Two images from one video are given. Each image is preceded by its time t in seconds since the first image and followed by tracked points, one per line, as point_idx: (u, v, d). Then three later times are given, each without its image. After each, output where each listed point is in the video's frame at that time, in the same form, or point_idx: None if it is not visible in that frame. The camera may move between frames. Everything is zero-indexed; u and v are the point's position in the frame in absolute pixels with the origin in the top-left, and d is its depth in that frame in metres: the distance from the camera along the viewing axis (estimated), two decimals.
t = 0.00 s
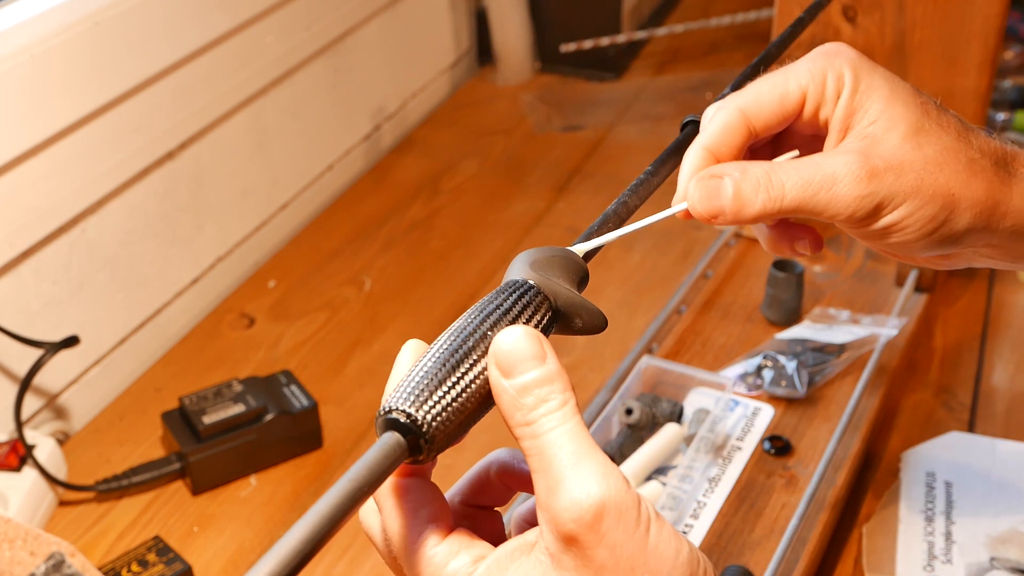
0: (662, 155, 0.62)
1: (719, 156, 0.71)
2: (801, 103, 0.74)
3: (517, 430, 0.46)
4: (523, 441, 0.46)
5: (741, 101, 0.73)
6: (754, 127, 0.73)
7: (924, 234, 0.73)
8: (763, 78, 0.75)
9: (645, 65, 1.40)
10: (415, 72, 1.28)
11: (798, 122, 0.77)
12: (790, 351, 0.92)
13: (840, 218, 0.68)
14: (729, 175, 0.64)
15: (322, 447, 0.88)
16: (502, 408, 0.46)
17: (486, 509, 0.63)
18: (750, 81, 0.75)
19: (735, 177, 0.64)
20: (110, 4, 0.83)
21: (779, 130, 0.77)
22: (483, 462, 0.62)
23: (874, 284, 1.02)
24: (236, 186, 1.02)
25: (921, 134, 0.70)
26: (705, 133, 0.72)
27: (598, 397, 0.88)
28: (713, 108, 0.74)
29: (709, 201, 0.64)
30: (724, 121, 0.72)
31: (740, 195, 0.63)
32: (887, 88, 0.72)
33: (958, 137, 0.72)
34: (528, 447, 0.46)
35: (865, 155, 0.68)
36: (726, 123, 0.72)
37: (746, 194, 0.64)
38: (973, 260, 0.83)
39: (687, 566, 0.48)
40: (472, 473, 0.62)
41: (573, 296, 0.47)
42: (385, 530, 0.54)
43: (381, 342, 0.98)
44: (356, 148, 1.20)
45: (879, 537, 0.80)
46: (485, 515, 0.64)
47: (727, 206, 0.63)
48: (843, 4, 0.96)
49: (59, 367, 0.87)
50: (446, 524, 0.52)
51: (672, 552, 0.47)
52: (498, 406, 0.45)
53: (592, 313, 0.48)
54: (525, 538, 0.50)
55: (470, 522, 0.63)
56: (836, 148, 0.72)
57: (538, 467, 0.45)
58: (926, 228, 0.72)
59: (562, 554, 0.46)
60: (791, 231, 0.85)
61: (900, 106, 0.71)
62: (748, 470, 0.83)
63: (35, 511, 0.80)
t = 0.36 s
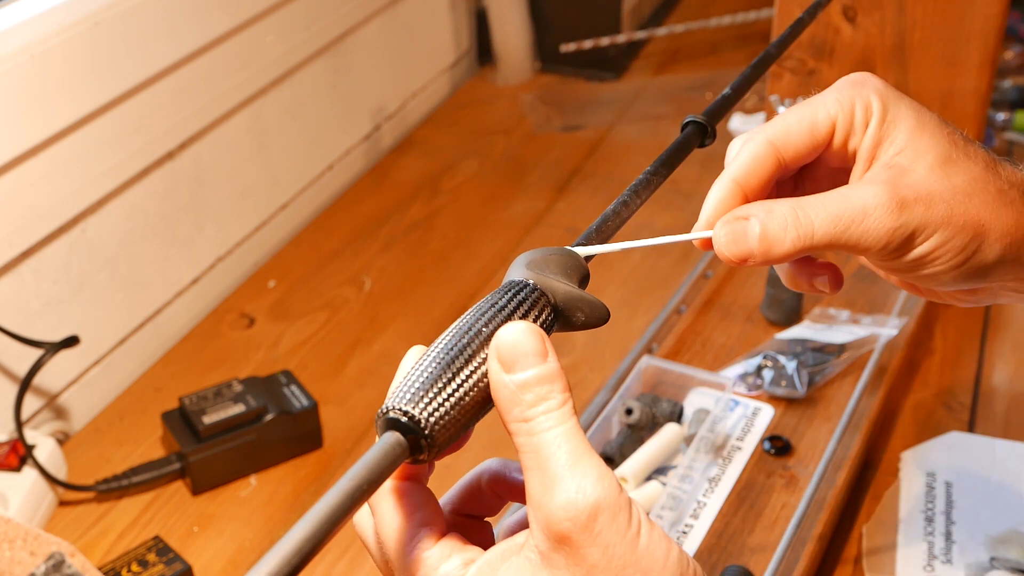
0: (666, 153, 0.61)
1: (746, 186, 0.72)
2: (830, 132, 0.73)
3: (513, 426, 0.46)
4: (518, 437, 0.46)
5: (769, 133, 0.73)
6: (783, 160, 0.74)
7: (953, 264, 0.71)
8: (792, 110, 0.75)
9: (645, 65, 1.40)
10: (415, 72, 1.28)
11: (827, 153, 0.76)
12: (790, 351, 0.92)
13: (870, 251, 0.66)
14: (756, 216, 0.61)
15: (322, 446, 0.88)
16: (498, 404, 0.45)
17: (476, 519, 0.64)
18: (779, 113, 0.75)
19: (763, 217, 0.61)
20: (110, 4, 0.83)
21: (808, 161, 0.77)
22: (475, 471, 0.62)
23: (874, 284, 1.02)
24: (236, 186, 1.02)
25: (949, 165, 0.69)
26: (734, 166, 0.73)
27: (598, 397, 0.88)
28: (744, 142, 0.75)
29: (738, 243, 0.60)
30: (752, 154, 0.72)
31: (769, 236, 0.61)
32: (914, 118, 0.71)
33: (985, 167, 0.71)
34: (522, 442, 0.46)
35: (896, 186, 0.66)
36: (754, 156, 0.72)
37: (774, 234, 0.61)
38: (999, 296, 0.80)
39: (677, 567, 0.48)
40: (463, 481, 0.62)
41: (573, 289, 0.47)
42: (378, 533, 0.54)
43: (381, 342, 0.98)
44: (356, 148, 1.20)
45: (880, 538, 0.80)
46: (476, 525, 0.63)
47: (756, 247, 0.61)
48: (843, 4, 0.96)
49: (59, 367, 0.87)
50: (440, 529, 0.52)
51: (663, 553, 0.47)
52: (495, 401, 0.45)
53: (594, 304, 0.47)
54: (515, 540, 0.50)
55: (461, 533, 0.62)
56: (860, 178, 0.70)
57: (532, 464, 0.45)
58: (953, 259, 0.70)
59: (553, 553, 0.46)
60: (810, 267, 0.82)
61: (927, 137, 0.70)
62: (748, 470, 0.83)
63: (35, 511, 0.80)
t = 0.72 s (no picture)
0: (668, 152, 0.61)
1: (759, 225, 0.71)
2: (842, 168, 0.72)
3: (512, 416, 0.46)
4: (514, 427, 0.46)
5: (780, 168, 0.72)
6: (794, 195, 0.73)
7: (969, 304, 0.70)
8: (803, 143, 0.74)
9: (645, 65, 1.40)
10: (415, 72, 1.28)
11: (841, 187, 0.75)
12: (790, 351, 0.93)
13: (890, 300, 0.64)
14: (771, 273, 0.60)
15: (323, 446, 0.88)
16: (498, 393, 0.45)
17: (471, 524, 0.63)
18: (791, 146, 0.74)
19: (779, 273, 0.60)
20: (110, 4, 0.83)
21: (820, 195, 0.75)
22: (470, 476, 0.62)
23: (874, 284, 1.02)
24: (236, 186, 1.02)
25: (965, 208, 0.68)
26: (745, 203, 0.72)
27: (598, 397, 0.88)
28: (755, 176, 0.74)
29: (752, 304, 0.60)
30: (763, 191, 0.71)
31: (784, 293, 0.60)
32: (928, 157, 0.70)
33: (1003, 209, 0.70)
34: (519, 432, 0.46)
35: (914, 231, 0.64)
36: (765, 193, 0.71)
37: (791, 290, 0.60)
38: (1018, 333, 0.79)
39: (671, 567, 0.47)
40: (458, 485, 0.62)
41: (571, 281, 0.47)
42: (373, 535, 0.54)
43: (381, 342, 0.98)
44: (356, 148, 1.20)
45: (880, 538, 0.80)
46: (470, 530, 0.63)
47: (769, 306, 0.60)
48: (843, 4, 0.96)
49: (59, 367, 0.87)
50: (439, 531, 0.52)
51: (659, 542, 0.47)
52: (494, 392, 0.45)
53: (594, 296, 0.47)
54: (510, 536, 0.50)
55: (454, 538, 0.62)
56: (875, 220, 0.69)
57: (530, 454, 0.46)
58: (970, 300, 0.69)
59: (550, 543, 0.47)
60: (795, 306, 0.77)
61: (942, 177, 0.69)
62: (748, 470, 0.83)
63: (35, 511, 0.80)
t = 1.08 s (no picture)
0: (667, 151, 0.61)
1: (762, 241, 0.71)
2: (846, 185, 0.72)
3: (507, 402, 0.45)
4: (511, 413, 0.46)
5: (783, 184, 0.72)
6: (796, 212, 0.72)
7: (971, 322, 0.70)
8: (806, 158, 0.73)
9: (645, 65, 1.40)
10: (415, 72, 1.28)
11: (842, 204, 0.75)
12: (791, 351, 0.93)
13: (892, 319, 0.64)
14: (777, 293, 0.60)
15: (322, 446, 0.88)
16: (494, 380, 0.45)
17: (467, 525, 0.63)
18: (792, 162, 0.74)
19: (783, 293, 0.60)
20: (110, 4, 0.83)
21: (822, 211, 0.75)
22: (466, 477, 0.62)
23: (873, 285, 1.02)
24: (236, 186, 1.02)
25: (968, 226, 0.68)
26: (748, 219, 0.71)
27: (598, 397, 0.88)
28: (757, 192, 0.73)
29: (758, 324, 0.60)
30: (766, 207, 0.71)
31: (790, 312, 0.59)
32: (932, 176, 0.70)
33: (1005, 226, 0.70)
34: (515, 418, 0.46)
35: (916, 251, 0.65)
36: (769, 210, 0.71)
37: (796, 310, 0.60)
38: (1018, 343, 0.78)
39: (668, 563, 0.47)
40: (453, 487, 0.62)
41: (563, 270, 0.47)
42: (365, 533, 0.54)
43: (381, 342, 0.98)
44: (356, 148, 1.20)
45: (879, 538, 0.80)
46: (464, 531, 0.63)
47: (775, 327, 0.60)
48: (843, 4, 0.96)
49: (59, 367, 0.87)
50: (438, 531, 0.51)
51: (656, 532, 0.47)
52: (492, 381, 0.45)
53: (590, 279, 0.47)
54: (504, 524, 0.50)
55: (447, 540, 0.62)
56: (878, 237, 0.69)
57: (527, 441, 0.46)
58: (972, 318, 0.69)
59: (546, 530, 0.47)
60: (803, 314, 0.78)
61: (945, 196, 0.69)
62: (748, 470, 0.83)
63: (35, 511, 0.80)
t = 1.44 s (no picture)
0: (668, 151, 0.61)
1: (759, 233, 0.72)
2: (846, 177, 0.72)
3: (525, 428, 0.46)
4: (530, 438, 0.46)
5: (783, 176, 0.72)
6: (796, 204, 0.73)
7: (967, 315, 0.70)
8: (807, 151, 0.73)
9: (645, 65, 1.40)
10: (415, 72, 1.28)
11: (843, 195, 0.75)
12: (791, 351, 0.93)
13: (886, 310, 0.65)
14: (770, 281, 0.61)
15: (322, 446, 0.88)
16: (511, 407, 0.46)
17: (476, 505, 0.62)
18: (794, 153, 0.74)
19: (776, 280, 0.60)
20: (110, 4, 0.83)
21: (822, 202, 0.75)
22: (471, 458, 0.62)
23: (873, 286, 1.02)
24: (236, 186, 1.02)
25: (967, 218, 0.68)
26: (748, 210, 0.72)
27: (598, 397, 0.88)
28: (759, 182, 0.74)
29: (751, 312, 0.60)
30: (766, 199, 0.72)
31: (782, 300, 0.60)
32: (931, 169, 0.70)
33: (1005, 219, 0.69)
34: (535, 442, 0.46)
35: (912, 242, 0.65)
36: (769, 202, 0.72)
37: (788, 298, 0.60)
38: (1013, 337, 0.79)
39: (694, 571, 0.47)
40: (460, 468, 0.62)
41: (553, 262, 0.48)
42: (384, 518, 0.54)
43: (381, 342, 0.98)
44: (356, 148, 1.20)
45: (879, 538, 0.80)
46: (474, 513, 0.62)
47: (767, 314, 0.60)
48: (843, 4, 0.96)
49: (59, 367, 0.87)
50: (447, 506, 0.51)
51: (680, 552, 0.47)
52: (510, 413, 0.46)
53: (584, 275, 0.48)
54: (533, 534, 0.50)
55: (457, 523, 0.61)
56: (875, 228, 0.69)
57: (546, 464, 0.45)
58: (968, 310, 0.69)
59: (568, 549, 0.46)
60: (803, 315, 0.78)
61: (944, 187, 0.69)
62: (748, 470, 0.83)
63: (35, 511, 0.80)
